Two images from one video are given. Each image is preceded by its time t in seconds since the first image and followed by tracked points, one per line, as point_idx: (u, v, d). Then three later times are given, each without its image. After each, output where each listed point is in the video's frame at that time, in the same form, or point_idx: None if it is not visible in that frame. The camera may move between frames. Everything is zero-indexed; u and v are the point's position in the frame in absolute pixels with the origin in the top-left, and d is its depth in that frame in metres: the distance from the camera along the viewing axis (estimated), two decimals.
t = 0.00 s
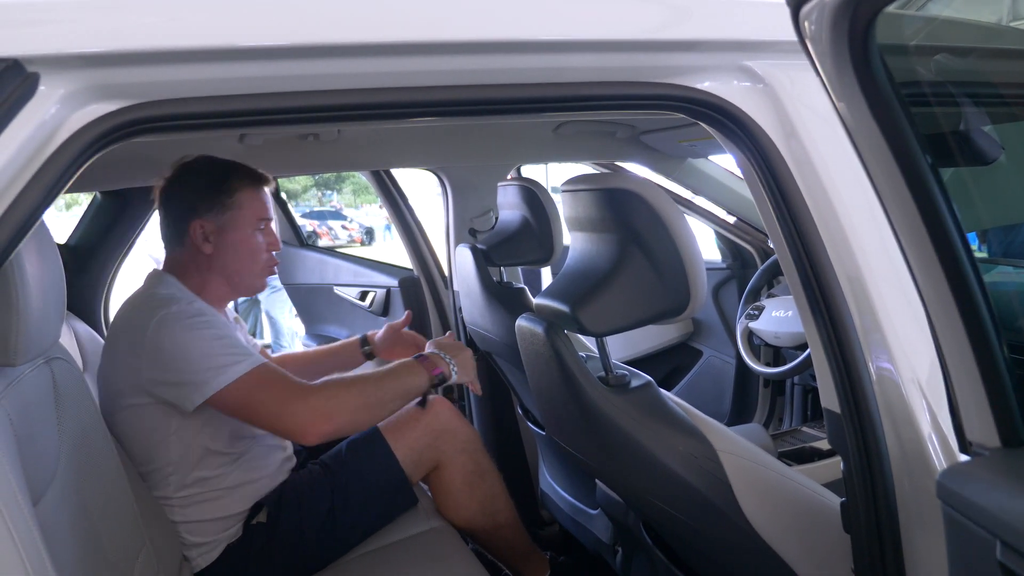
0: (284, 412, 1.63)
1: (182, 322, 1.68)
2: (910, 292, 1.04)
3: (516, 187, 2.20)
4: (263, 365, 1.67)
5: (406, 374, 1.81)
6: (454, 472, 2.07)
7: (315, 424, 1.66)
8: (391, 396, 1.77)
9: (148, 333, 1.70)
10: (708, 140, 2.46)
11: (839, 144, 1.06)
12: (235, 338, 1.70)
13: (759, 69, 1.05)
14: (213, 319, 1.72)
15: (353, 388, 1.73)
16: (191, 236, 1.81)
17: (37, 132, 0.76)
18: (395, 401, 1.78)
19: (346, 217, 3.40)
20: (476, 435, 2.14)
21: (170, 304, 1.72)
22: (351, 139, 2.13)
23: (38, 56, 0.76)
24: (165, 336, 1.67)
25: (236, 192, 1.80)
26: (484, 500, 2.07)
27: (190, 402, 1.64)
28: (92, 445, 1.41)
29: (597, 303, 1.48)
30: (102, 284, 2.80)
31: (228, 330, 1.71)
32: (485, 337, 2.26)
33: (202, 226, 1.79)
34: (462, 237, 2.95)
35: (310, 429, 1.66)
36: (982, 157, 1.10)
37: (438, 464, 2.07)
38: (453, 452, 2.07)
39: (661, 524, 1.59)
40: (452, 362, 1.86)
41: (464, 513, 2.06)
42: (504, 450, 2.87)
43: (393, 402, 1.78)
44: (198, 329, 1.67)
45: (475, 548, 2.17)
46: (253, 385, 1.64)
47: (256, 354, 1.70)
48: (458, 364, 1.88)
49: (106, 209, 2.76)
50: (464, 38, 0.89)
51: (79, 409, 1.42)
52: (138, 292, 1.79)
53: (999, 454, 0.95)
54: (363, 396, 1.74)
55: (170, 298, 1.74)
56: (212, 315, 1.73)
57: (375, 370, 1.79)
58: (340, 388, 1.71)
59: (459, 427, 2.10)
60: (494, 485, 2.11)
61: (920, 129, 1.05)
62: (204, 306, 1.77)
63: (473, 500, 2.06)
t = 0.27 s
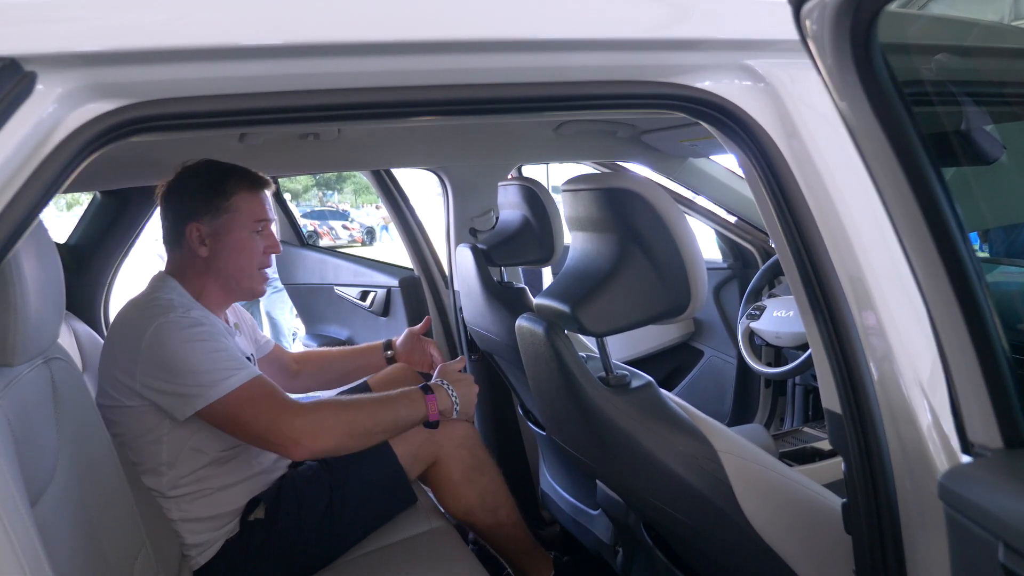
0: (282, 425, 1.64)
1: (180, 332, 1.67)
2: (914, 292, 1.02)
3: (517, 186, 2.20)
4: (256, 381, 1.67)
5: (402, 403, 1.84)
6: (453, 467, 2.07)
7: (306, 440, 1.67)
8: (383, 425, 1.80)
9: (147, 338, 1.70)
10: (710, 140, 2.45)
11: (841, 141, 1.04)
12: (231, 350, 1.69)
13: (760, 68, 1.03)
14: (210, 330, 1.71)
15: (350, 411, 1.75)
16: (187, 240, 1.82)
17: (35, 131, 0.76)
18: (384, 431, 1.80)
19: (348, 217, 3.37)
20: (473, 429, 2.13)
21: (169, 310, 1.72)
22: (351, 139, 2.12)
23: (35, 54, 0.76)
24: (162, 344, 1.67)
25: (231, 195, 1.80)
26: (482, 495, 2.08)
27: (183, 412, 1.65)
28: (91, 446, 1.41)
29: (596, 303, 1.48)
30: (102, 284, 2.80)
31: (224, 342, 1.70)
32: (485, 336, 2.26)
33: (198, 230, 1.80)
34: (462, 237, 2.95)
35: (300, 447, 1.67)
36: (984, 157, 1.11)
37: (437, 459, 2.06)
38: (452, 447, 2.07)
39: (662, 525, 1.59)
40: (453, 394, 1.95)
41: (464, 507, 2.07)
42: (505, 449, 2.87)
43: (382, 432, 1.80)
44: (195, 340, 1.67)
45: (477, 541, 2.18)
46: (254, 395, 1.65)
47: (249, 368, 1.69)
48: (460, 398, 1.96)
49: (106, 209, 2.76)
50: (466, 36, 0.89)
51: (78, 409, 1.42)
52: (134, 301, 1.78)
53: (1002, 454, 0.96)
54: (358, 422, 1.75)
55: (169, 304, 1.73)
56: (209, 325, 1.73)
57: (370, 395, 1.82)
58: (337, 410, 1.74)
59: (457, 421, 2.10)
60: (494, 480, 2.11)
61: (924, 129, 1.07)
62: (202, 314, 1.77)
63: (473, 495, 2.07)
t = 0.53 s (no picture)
0: (308, 380, 1.61)
1: (192, 316, 1.67)
2: (913, 292, 1.02)
3: (517, 186, 2.19)
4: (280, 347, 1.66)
5: (441, 364, 1.71)
6: (453, 463, 2.07)
7: (336, 393, 1.62)
8: (418, 383, 1.69)
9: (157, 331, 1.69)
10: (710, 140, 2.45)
11: (841, 141, 1.04)
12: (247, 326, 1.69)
13: (759, 67, 1.03)
14: (221, 311, 1.71)
15: (382, 365, 1.68)
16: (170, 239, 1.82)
17: (32, 130, 0.76)
18: (420, 389, 1.69)
19: (349, 217, 3.35)
20: (474, 425, 2.12)
21: (175, 301, 1.72)
22: (351, 138, 2.12)
23: (31, 53, 0.76)
24: (175, 331, 1.67)
25: (207, 188, 1.79)
26: (482, 494, 2.07)
27: (209, 392, 1.65)
28: (90, 446, 1.41)
29: (596, 303, 1.48)
30: (101, 284, 2.79)
31: (239, 320, 1.70)
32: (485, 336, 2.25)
33: (178, 227, 1.80)
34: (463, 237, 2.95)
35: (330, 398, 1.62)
36: (985, 156, 1.12)
37: (438, 455, 2.06)
38: (452, 442, 2.06)
39: (661, 524, 1.59)
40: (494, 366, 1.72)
41: (464, 506, 2.07)
42: (505, 449, 2.86)
43: (420, 391, 1.69)
44: (209, 320, 1.66)
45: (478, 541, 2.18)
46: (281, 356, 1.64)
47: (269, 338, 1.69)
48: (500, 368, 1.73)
49: (106, 208, 2.76)
50: (464, 36, 0.88)
51: (77, 409, 1.41)
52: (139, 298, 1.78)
53: (1002, 455, 0.96)
54: (390, 376, 1.67)
55: (172, 297, 1.74)
56: (220, 307, 1.73)
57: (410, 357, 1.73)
58: (369, 365, 1.67)
59: (458, 417, 2.09)
60: (494, 477, 2.10)
61: (923, 130, 1.06)
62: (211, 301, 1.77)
63: (472, 493, 2.07)
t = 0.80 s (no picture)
0: (295, 410, 1.64)
1: (186, 325, 1.68)
2: (911, 292, 1.02)
3: (516, 186, 2.19)
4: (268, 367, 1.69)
5: (419, 393, 1.79)
6: (453, 464, 2.08)
7: (320, 425, 1.67)
8: (397, 412, 1.76)
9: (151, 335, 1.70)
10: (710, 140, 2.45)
11: (841, 141, 1.05)
12: (238, 342, 1.71)
13: (759, 66, 1.03)
14: (216, 323, 1.73)
15: (365, 394, 1.74)
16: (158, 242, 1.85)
17: (31, 130, 0.76)
18: (399, 419, 1.77)
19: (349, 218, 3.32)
20: (473, 427, 2.14)
21: (173, 306, 1.73)
22: (351, 138, 2.12)
23: (29, 53, 0.76)
24: (168, 338, 1.67)
25: (182, 191, 1.78)
26: (483, 494, 2.07)
27: (193, 403, 1.65)
28: (89, 446, 1.41)
29: (596, 303, 1.48)
30: (101, 284, 2.80)
31: (230, 334, 1.72)
32: (485, 336, 2.25)
33: (162, 230, 1.82)
34: (463, 237, 2.95)
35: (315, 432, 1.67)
36: (983, 157, 1.10)
37: (438, 456, 2.07)
38: (452, 443, 2.08)
39: (661, 524, 1.59)
40: (472, 393, 1.81)
41: (464, 508, 2.07)
42: (505, 450, 2.86)
43: (399, 419, 1.77)
44: (203, 331, 1.68)
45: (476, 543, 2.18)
46: (266, 380, 1.65)
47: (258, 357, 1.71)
48: (476, 389, 1.82)
49: (106, 209, 2.76)
50: (464, 35, 0.89)
51: (77, 408, 1.41)
52: (136, 301, 1.78)
53: (1001, 454, 0.94)
54: (373, 408, 1.74)
55: (171, 301, 1.75)
56: (214, 318, 1.74)
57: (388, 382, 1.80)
58: (353, 393, 1.73)
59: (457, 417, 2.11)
60: (493, 478, 2.10)
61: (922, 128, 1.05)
62: (206, 310, 1.78)
63: (473, 495, 2.07)
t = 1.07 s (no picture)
0: (283, 422, 1.61)
1: (187, 327, 1.68)
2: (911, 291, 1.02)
3: (517, 186, 2.19)
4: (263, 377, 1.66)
5: (412, 409, 1.76)
6: (452, 465, 2.08)
7: (306, 439, 1.62)
8: (387, 428, 1.73)
9: (151, 337, 1.69)
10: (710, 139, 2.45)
11: (841, 142, 1.04)
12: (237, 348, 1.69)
13: (759, 66, 1.03)
14: (217, 328, 1.71)
15: (355, 409, 1.70)
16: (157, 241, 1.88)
17: (31, 129, 0.76)
18: (389, 434, 1.73)
19: (350, 217, 3.34)
20: (474, 429, 2.15)
21: (176, 308, 1.72)
22: (352, 138, 2.12)
23: (30, 52, 0.76)
24: (168, 341, 1.67)
25: (174, 190, 1.80)
26: (482, 496, 2.08)
27: (192, 406, 1.63)
28: (90, 445, 1.41)
29: (596, 302, 1.48)
30: (102, 284, 2.80)
31: (230, 341, 1.70)
32: (485, 336, 2.25)
33: (160, 230, 1.85)
34: (463, 237, 2.95)
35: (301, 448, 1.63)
36: (984, 155, 1.11)
37: (437, 457, 2.08)
38: (451, 444, 2.09)
39: (661, 524, 1.59)
40: (462, 405, 1.82)
41: (463, 509, 2.06)
42: (505, 449, 2.86)
43: (388, 434, 1.73)
44: (203, 336, 1.67)
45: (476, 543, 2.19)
46: (256, 390, 1.62)
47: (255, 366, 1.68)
48: (468, 405, 1.83)
49: (106, 208, 2.76)
50: (464, 34, 0.88)
51: (77, 408, 1.42)
52: (138, 301, 1.78)
53: (1001, 454, 0.94)
54: (363, 423, 1.70)
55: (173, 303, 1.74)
56: (216, 323, 1.73)
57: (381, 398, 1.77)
58: (343, 407, 1.69)
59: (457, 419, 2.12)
60: (493, 479, 2.11)
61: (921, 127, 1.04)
62: (208, 314, 1.77)
63: (472, 495, 2.07)
